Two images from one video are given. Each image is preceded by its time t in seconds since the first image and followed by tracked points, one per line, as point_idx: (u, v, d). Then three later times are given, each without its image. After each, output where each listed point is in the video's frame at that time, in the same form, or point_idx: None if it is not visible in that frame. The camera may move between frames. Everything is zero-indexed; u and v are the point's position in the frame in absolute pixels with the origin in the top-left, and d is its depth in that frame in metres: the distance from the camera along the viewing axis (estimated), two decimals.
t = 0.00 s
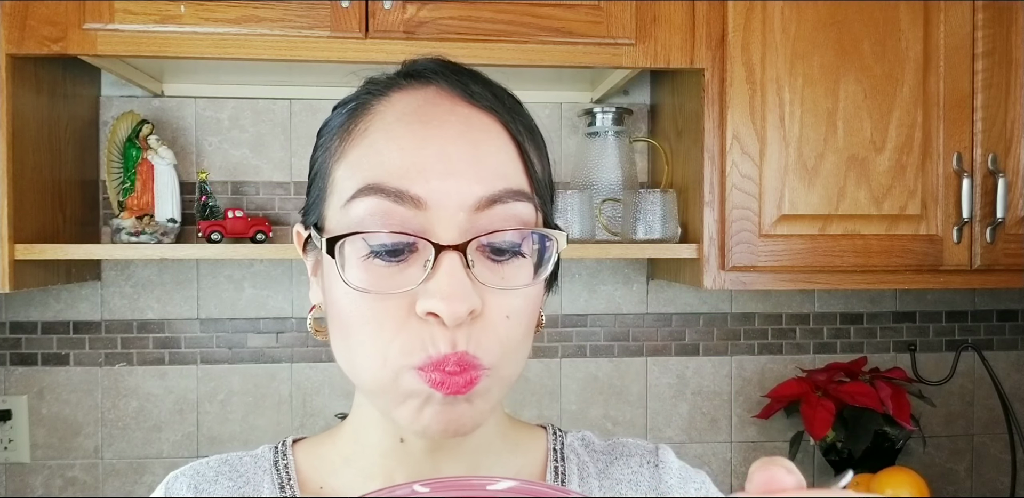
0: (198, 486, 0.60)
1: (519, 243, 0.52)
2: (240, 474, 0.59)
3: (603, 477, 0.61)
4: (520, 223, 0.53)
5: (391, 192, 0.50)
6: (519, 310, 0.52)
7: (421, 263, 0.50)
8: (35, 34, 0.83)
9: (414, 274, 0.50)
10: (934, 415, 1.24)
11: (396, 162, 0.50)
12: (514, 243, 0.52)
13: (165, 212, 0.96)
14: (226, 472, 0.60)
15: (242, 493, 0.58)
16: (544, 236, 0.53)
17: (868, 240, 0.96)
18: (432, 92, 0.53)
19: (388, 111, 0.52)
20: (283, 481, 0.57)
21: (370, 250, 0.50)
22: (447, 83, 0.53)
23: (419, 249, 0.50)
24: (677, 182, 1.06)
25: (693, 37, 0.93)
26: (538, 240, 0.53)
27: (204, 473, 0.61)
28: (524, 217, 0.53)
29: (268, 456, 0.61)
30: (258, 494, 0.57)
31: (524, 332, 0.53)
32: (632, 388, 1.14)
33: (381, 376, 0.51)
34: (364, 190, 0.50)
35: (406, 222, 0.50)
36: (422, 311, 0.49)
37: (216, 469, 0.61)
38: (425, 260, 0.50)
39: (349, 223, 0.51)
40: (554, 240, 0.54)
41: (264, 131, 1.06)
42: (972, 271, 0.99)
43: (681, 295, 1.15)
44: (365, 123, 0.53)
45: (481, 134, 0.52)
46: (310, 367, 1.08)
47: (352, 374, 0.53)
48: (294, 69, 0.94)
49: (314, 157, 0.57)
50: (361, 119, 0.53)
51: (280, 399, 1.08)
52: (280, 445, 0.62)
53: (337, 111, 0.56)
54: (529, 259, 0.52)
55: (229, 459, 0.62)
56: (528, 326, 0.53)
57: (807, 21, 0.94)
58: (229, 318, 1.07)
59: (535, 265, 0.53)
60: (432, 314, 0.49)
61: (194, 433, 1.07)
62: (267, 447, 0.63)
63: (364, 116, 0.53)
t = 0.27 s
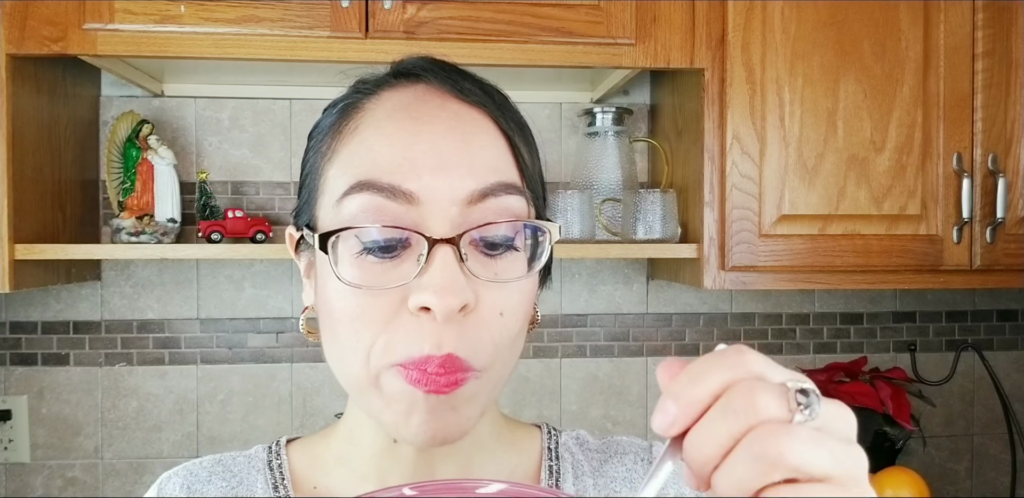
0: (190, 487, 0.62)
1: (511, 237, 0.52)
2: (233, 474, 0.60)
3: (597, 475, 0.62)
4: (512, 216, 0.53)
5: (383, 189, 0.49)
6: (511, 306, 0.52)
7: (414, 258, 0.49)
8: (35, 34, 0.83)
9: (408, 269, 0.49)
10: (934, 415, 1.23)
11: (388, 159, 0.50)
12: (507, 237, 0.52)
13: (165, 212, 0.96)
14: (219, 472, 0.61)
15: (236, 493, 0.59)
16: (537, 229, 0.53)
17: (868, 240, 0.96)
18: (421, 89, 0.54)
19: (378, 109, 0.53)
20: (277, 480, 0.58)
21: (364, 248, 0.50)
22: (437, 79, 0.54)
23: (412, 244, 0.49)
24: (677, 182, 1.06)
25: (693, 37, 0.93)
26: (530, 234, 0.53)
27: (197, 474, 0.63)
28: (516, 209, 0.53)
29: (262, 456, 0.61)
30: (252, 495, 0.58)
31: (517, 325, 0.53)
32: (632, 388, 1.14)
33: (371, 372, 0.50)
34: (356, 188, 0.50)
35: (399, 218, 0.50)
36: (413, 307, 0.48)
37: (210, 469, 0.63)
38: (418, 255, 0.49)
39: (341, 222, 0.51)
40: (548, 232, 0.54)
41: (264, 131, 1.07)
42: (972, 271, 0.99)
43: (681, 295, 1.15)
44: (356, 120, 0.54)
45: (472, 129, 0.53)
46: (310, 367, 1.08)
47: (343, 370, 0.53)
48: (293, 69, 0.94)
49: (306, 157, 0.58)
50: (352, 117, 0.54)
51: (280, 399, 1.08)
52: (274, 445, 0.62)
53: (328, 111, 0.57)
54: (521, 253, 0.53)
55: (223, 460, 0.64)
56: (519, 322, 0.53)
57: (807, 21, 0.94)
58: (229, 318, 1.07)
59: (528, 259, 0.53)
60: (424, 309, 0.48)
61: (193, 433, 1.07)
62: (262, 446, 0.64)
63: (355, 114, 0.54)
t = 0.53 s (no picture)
0: (181, 491, 0.59)
1: (506, 238, 0.52)
2: (224, 479, 0.59)
3: (588, 476, 0.61)
4: (505, 215, 0.53)
5: (378, 191, 0.49)
6: (509, 306, 0.52)
7: (411, 262, 0.50)
8: (36, 34, 0.83)
9: (404, 274, 0.50)
10: (934, 415, 1.24)
11: (382, 161, 0.50)
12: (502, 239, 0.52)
13: (165, 212, 0.96)
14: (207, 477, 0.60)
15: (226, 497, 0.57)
16: (531, 229, 0.53)
17: (868, 240, 0.96)
18: (413, 90, 0.53)
19: (370, 110, 0.53)
20: (268, 483, 0.58)
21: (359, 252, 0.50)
22: (429, 81, 0.54)
23: (408, 248, 0.50)
24: (678, 182, 1.06)
25: (693, 37, 0.93)
26: (525, 236, 0.53)
27: (188, 478, 0.60)
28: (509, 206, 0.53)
29: (253, 460, 0.60)
30: None
31: (516, 327, 0.53)
32: (632, 388, 1.14)
33: (371, 379, 0.50)
34: (349, 190, 0.50)
35: (394, 220, 0.50)
36: (413, 311, 0.49)
37: (201, 473, 0.60)
38: (415, 259, 0.50)
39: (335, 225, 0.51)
40: (542, 234, 0.54)
41: (264, 131, 1.07)
42: (972, 271, 0.99)
43: (681, 295, 1.15)
44: (348, 122, 0.53)
45: (466, 130, 0.53)
46: (310, 367, 1.08)
47: (339, 376, 0.52)
48: (293, 69, 0.94)
49: (295, 159, 0.58)
50: (343, 118, 0.53)
51: (280, 399, 1.08)
52: (265, 449, 0.61)
53: (316, 112, 0.57)
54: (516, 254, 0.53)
55: (213, 465, 0.62)
56: (518, 324, 0.53)
57: (806, 21, 0.94)
58: (229, 318, 1.07)
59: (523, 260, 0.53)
60: (424, 312, 0.49)
61: (193, 433, 1.07)
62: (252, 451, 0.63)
63: (346, 115, 0.53)
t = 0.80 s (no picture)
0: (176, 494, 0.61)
1: (502, 244, 0.53)
2: (220, 481, 0.59)
3: (585, 477, 0.62)
4: (502, 223, 0.53)
5: (374, 195, 0.50)
6: (503, 312, 0.52)
7: (406, 267, 0.50)
8: (36, 34, 0.83)
9: (399, 278, 0.51)
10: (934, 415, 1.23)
11: (379, 164, 0.51)
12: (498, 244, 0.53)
13: (165, 212, 0.96)
14: (204, 480, 0.61)
15: None
16: (529, 235, 0.53)
17: (869, 240, 0.96)
18: (412, 92, 0.53)
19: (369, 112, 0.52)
20: (263, 485, 0.58)
21: (355, 255, 0.50)
22: (429, 83, 0.53)
23: (403, 253, 0.50)
24: (677, 182, 1.06)
25: (693, 36, 0.93)
26: (521, 241, 0.53)
27: (183, 481, 0.62)
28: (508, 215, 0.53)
29: (248, 461, 0.60)
30: None
31: (508, 333, 0.53)
32: (632, 388, 1.14)
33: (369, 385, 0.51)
34: (346, 193, 0.51)
35: (390, 225, 0.50)
36: (406, 317, 0.50)
37: (196, 476, 0.61)
38: (409, 264, 0.50)
39: (332, 227, 0.51)
40: (540, 239, 0.54)
41: (264, 131, 1.07)
42: (972, 271, 0.99)
43: (681, 295, 1.15)
44: (346, 123, 0.52)
45: (463, 134, 0.53)
46: (310, 367, 1.08)
47: (339, 384, 0.54)
48: (292, 69, 0.94)
49: (291, 157, 0.57)
50: (341, 119, 0.53)
51: (280, 399, 1.08)
52: (261, 449, 0.61)
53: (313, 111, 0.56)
54: (512, 260, 0.53)
55: (209, 466, 0.62)
56: (513, 329, 0.54)
57: (807, 21, 0.94)
58: (229, 318, 1.07)
59: (519, 265, 0.53)
60: (417, 319, 0.50)
61: (193, 433, 1.07)
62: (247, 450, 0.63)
63: (344, 116, 0.53)
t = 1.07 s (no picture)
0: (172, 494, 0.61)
1: (503, 242, 0.52)
2: (217, 482, 0.60)
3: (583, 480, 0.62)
4: (504, 220, 0.53)
5: (375, 190, 0.49)
6: (501, 312, 0.52)
7: (406, 263, 0.49)
8: (35, 34, 0.83)
9: (399, 274, 0.49)
10: (934, 415, 1.23)
11: (379, 158, 0.50)
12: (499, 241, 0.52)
13: (165, 212, 0.96)
14: (202, 480, 0.61)
15: None
16: (529, 232, 0.53)
17: (868, 240, 0.96)
18: (413, 88, 0.53)
19: (369, 107, 0.53)
20: (260, 487, 0.58)
21: (356, 251, 0.49)
22: (430, 78, 0.54)
23: (404, 248, 0.49)
24: (677, 182, 1.06)
25: (693, 37, 0.93)
26: (522, 238, 0.53)
27: (179, 482, 0.62)
28: (509, 212, 0.53)
29: (245, 461, 0.61)
30: None
31: (507, 334, 0.53)
32: (632, 388, 1.14)
33: (359, 380, 0.50)
34: (346, 188, 0.50)
35: (391, 220, 0.49)
36: (406, 311, 0.49)
37: (193, 477, 0.62)
38: (410, 259, 0.49)
39: (331, 221, 0.51)
40: (542, 237, 0.54)
41: (264, 131, 1.07)
42: (972, 271, 0.99)
43: (681, 295, 1.15)
44: (346, 118, 0.53)
45: (465, 130, 0.52)
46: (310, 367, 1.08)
47: (328, 380, 0.53)
48: (292, 69, 0.94)
49: (293, 155, 0.58)
50: (342, 114, 0.53)
51: (280, 399, 1.08)
52: (257, 450, 0.62)
53: (314, 108, 0.57)
54: (512, 257, 0.53)
55: (205, 468, 0.63)
56: (510, 330, 0.53)
57: (807, 21, 0.94)
58: (229, 318, 1.07)
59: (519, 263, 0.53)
60: (416, 313, 0.49)
61: (193, 433, 1.07)
62: (245, 452, 0.63)
63: (345, 111, 0.53)
